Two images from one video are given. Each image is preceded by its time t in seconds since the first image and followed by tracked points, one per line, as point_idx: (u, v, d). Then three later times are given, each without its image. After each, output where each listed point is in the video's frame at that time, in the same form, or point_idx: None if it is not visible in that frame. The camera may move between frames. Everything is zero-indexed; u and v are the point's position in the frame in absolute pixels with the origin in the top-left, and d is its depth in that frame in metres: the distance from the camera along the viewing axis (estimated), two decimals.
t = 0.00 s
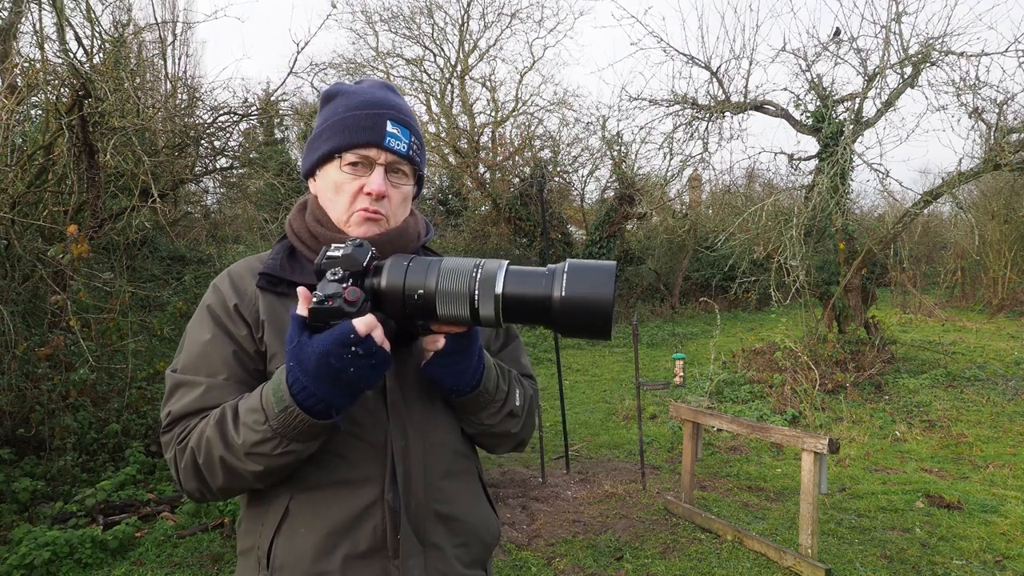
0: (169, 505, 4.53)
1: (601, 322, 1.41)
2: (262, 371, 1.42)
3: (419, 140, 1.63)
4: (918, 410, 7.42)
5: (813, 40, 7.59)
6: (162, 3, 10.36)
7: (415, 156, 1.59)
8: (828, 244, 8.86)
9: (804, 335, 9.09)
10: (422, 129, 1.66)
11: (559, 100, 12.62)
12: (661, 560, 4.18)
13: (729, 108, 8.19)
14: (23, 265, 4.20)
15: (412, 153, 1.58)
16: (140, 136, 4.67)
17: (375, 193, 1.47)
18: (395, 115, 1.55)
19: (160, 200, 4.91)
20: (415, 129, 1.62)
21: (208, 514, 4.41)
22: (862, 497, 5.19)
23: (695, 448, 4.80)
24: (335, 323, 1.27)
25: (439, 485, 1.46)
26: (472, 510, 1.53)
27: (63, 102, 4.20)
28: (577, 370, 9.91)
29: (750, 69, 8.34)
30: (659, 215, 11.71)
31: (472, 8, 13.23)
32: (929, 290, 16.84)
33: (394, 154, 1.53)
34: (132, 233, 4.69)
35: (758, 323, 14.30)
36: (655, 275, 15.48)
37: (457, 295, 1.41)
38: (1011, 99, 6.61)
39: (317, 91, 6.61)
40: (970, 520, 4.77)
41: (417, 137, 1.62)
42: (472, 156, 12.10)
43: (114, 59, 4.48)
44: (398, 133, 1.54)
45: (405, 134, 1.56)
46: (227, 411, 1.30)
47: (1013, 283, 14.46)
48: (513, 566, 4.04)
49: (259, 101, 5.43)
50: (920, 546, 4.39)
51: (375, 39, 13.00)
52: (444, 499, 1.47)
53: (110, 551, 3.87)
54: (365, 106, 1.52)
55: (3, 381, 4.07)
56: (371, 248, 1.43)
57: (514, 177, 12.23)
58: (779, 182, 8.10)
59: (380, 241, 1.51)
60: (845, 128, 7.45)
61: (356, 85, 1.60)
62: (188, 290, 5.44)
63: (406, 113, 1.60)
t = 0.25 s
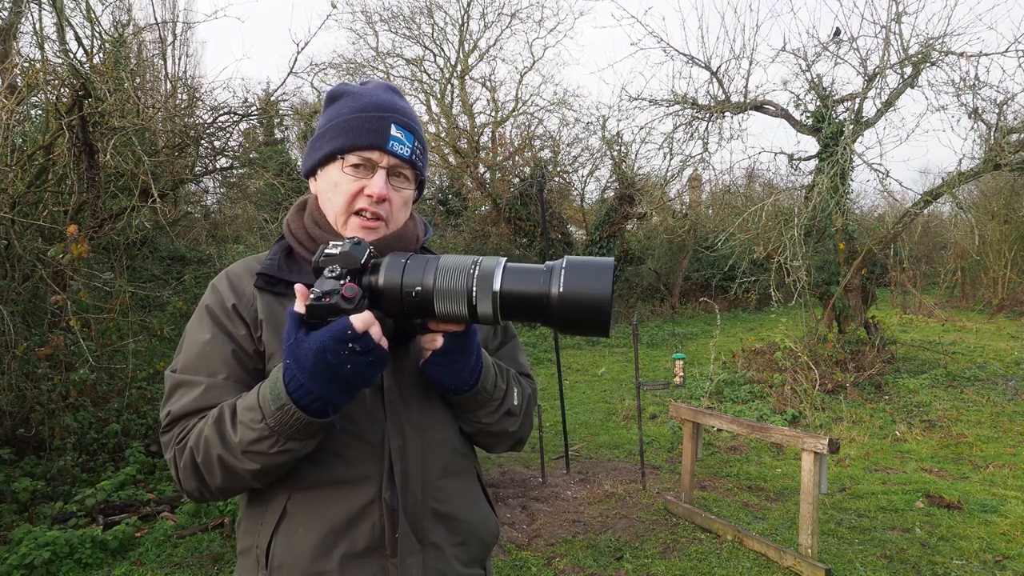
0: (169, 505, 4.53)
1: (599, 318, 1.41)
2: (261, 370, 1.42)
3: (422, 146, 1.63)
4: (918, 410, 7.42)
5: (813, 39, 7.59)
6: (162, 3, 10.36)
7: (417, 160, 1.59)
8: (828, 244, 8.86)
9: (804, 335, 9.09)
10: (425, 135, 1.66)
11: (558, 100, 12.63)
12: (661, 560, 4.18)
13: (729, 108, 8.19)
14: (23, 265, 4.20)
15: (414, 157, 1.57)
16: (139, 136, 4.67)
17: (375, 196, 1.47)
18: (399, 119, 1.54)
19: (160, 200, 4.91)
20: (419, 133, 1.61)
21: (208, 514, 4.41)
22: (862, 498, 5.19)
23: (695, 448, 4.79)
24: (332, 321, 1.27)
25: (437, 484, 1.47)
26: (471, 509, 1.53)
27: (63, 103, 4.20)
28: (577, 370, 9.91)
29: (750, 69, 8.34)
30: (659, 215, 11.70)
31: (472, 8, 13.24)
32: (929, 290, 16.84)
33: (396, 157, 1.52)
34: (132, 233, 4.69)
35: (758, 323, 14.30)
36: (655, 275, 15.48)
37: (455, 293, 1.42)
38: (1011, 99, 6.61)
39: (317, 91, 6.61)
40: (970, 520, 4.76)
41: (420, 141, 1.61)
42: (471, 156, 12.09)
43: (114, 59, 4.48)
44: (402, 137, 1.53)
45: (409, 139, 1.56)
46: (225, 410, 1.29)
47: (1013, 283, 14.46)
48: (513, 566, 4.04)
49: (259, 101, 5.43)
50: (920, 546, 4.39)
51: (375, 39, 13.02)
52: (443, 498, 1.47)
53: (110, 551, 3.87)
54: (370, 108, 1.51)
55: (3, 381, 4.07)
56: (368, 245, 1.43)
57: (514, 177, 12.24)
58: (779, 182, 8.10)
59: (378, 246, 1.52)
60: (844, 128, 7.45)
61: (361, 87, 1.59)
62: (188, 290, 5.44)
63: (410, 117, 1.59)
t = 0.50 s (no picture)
0: (169, 505, 4.53)
1: (599, 320, 1.41)
2: (262, 370, 1.42)
3: (421, 145, 1.63)
4: (918, 410, 7.42)
5: (813, 39, 7.58)
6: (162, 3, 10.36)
7: (417, 160, 1.59)
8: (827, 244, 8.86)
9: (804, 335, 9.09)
10: (424, 134, 1.66)
11: (558, 100, 12.63)
12: (661, 560, 4.18)
13: (729, 108, 8.19)
14: (23, 265, 4.20)
15: (413, 158, 1.57)
16: (139, 136, 4.67)
17: (375, 198, 1.47)
18: (398, 118, 1.54)
19: (160, 200, 4.91)
20: (418, 133, 1.61)
21: (208, 514, 4.41)
22: (862, 498, 5.19)
23: (695, 448, 4.79)
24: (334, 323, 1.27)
25: (437, 484, 1.47)
26: (471, 510, 1.53)
27: (63, 102, 4.20)
28: (577, 370, 9.91)
29: (750, 69, 8.33)
30: (659, 215, 11.71)
31: (472, 8, 13.24)
32: (929, 290, 16.84)
33: (395, 158, 1.52)
34: (132, 233, 4.69)
35: (758, 323, 14.30)
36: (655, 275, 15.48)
37: (456, 295, 1.41)
38: (1011, 99, 6.61)
39: (317, 91, 6.61)
40: (970, 521, 4.76)
41: (419, 141, 1.61)
42: (472, 156, 12.09)
43: (114, 59, 4.48)
44: (401, 138, 1.53)
45: (408, 139, 1.56)
46: (226, 411, 1.29)
47: (1013, 283, 14.46)
48: (513, 567, 4.04)
49: (259, 101, 5.43)
50: (920, 546, 4.39)
51: (375, 39, 13.02)
52: (443, 499, 1.47)
53: (110, 551, 3.87)
54: (368, 109, 1.51)
55: (3, 381, 4.07)
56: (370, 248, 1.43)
57: (514, 177, 12.24)
58: (779, 182, 8.09)
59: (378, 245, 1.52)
60: (844, 128, 7.45)
61: (359, 86, 1.59)
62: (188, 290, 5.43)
63: (408, 116, 1.59)
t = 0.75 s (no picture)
0: (169, 505, 4.53)
1: (600, 328, 1.41)
2: (261, 371, 1.42)
3: (420, 145, 1.63)
4: (918, 410, 7.42)
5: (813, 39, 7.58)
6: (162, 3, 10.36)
7: (416, 161, 1.59)
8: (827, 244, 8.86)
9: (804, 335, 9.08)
10: (423, 134, 1.65)
11: (558, 100, 12.64)
12: (661, 560, 4.18)
13: (729, 108, 8.19)
14: (23, 265, 4.20)
15: (412, 159, 1.57)
16: (139, 136, 4.67)
17: (375, 201, 1.47)
18: (397, 120, 1.54)
19: (160, 200, 4.91)
20: (417, 133, 1.61)
21: (208, 514, 4.41)
22: (862, 498, 5.19)
23: (695, 448, 4.79)
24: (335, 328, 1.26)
25: (437, 484, 1.46)
26: (471, 510, 1.53)
27: (63, 102, 4.20)
28: (577, 370, 9.91)
29: (750, 69, 8.32)
30: (659, 215, 11.71)
31: (472, 8, 13.24)
32: (929, 290, 16.84)
33: (394, 160, 1.52)
34: (132, 233, 4.69)
35: (758, 323, 14.30)
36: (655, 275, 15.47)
37: (458, 301, 1.41)
38: (1011, 99, 6.61)
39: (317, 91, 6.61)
40: (970, 521, 4.76)
41: (418, 142, 1.61)
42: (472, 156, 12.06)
43: (114, 59, 4.48)
44: (399, 139, 1.53)
45: (407, 140, 1.56)
46: (226, 413, 1.30)
47: (1013, 283, 14.46)
48: (513, 567, 4.04)
49: (259, 101, 5.43)
50: (920, 546, 4.39)
51: (375, 39, 13.02)
52: (443, 498, 1.47)
53: (110, 551, 3.87)
54: (366, 110, 1.51)
55: (3, 381, 4.07)
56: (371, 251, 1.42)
57: (514, 177, 12.24)
58: (779, 182, 8.09)
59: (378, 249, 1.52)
60: (844, 128, 7.45)
61: (357, 87, 1.59)
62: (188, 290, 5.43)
63: (407, 117, 1.59)
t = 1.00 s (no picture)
0: (169, 505, 4.53)
1: (599, 330, 1.42)
2: (261, 372, 1.42)
3: (413, 135, 1.63)
4: (918, 410, 7.42)
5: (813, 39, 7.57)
6: (162, 3, 10.36)
7: (410, 150, 1.59)
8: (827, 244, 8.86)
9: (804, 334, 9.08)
10: (415, 123, 1.65)
11: (558, 100, 12.64)
12: (661, 560, 4.18)
13: (729, 108, 8.18)
14: (22, 265, 4.19)
15: (406, 148, 1.57)
16: (139, 136, 4.67)
17: (373, 191, 1.47)
18: (387, 110, 1.54)
19: (160, 200, 4.91)
20: (409, 124, 1.61)
21: (209, 514, 4.41)
22: (862, 498, 5.19)
23: (695, 448, 4.79)
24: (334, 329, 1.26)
25: (438, 485, 1.47)
26: (471, 511, 1.53)
27: (63, 103, 4.20)
28: (577, 370, 9.91)
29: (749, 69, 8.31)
30: (659, 215, 11.70)
31: (472, 8, 13.24)
32: (929, 291, 16.83)
33: (388, 150, 1.52)
34: (132, 233, 4.69)
35: (758, 323, 14.30)
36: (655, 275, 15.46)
37: (457, 303, 1.41)
38: (1011, 99, 6.61)
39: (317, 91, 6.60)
40: (970, 521, 4.77)
41: (411, 132, 1.61)
42: (471, 156, 11.97)
43: (114, 59, 4.48)
44: (392, 129, 1.53)
45: (399, 130, 1.56)
46: (226, 414, 1.30)
47: (1013, 283, 14.46)
48: (513, 566, 4.04)
49: (259, 101, 5.42)
50: (920, 546, 4.39)
51: (375, 39, 13.02)
52: (443, 500, 1.47)
53: (110, 551, 3.87)
54: (356, 104, 1.51)
55: (3, 381, 4.07)
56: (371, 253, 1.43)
57: (514, 177, 12.24)
58: (779, 182, 8.08)
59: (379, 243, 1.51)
60: (844, 128, 7.45)
61: (344, 85, 1.59)
62: (188, 290, 5.44)
63: (397, 108, 1.59)
